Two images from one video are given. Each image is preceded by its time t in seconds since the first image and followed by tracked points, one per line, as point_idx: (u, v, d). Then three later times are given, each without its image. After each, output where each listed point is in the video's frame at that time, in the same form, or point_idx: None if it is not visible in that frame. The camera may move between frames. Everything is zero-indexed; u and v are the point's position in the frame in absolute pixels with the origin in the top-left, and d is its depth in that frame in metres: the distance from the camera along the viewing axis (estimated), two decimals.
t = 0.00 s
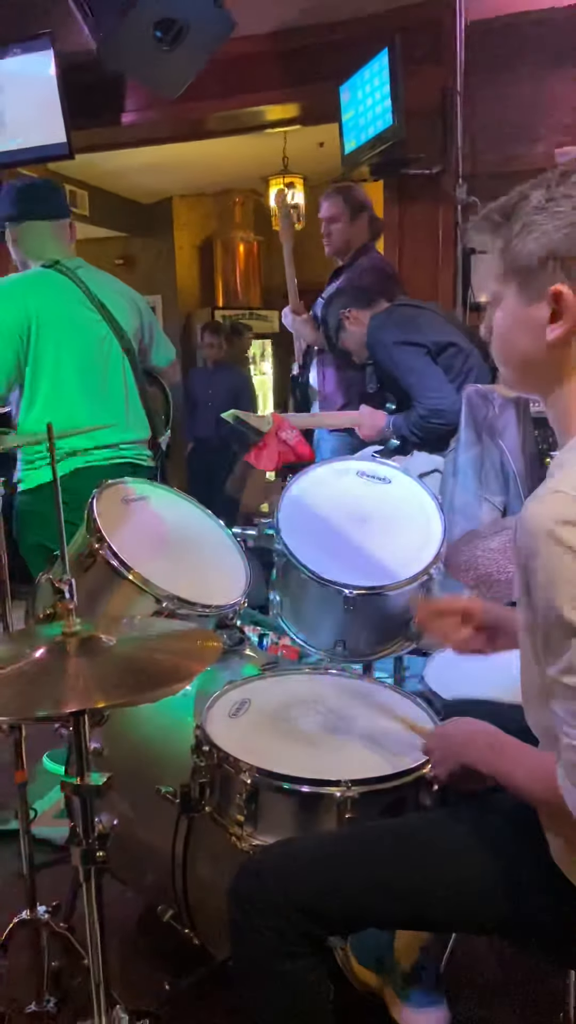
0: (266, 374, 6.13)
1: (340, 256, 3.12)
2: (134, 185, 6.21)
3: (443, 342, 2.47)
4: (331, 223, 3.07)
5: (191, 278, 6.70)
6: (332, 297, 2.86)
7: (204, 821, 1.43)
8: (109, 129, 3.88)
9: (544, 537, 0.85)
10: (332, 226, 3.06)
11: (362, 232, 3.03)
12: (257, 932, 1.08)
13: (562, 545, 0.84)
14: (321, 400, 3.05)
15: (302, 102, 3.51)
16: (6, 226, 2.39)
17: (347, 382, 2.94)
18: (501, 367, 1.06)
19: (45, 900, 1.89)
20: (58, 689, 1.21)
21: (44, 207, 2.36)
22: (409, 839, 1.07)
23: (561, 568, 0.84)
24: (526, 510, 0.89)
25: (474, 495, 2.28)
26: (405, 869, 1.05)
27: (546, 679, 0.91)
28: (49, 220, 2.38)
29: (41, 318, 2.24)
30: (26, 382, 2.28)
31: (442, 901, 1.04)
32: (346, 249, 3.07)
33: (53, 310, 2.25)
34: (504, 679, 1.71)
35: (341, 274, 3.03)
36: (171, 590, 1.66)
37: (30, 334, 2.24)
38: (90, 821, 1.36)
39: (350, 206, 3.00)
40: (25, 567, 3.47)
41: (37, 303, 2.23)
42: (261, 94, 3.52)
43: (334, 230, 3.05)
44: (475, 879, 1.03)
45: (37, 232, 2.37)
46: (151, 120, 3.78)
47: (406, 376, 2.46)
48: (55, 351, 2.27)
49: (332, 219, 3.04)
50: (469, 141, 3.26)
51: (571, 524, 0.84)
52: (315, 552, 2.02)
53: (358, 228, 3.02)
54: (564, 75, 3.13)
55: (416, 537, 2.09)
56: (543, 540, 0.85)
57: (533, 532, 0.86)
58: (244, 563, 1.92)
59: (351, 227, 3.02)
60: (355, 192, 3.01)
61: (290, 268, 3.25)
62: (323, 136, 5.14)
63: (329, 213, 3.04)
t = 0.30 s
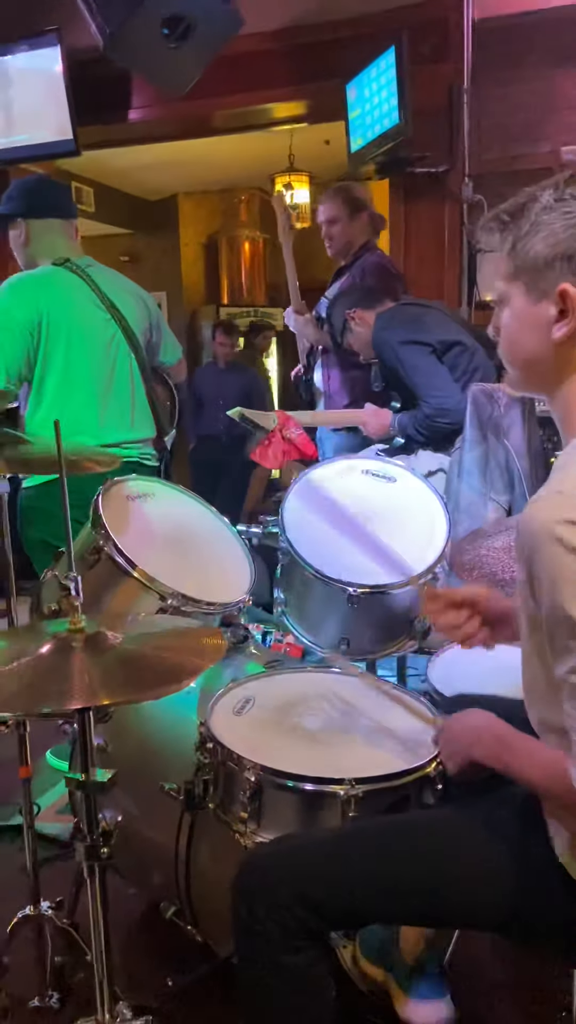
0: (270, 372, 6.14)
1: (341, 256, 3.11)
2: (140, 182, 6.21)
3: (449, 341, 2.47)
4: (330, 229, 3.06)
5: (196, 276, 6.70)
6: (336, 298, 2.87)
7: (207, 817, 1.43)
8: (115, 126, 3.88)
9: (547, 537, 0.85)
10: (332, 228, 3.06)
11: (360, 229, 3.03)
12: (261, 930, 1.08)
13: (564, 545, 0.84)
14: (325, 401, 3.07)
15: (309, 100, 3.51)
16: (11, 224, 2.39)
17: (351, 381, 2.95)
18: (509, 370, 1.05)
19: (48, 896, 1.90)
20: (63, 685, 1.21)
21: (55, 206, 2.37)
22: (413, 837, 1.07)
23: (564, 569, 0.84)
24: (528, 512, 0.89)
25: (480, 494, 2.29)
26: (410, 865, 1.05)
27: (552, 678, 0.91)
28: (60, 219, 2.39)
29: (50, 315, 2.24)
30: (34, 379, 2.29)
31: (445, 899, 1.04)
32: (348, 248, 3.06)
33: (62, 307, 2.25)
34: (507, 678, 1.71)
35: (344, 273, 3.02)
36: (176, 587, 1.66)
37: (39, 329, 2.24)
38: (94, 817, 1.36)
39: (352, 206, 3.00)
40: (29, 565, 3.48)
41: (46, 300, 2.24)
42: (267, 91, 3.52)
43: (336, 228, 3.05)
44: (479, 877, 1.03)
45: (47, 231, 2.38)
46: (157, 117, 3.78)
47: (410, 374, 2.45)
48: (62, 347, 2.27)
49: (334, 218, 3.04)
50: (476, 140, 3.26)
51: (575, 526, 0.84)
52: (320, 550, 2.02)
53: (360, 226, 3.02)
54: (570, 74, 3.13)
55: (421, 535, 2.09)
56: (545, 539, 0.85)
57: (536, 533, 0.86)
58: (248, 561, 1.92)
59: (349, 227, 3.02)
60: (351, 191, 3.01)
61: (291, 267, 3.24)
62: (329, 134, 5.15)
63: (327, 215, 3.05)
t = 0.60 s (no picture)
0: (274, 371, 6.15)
1: (345, 254, 3.11)
2: (145, 181, 6.22)
3: (452, 341, 2.47)
4: (336, 221, 3.06)
5: (201, 275, 6.71)
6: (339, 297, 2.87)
7: (209, 814, 1.44)
8: (121, 124, 3.89)
9: (560, 530, 0.86)
10: (337, 223, 3.06)
11: (365, 229, 3.03)
12: (263, 927, 1.08)
13: None
14: (328, 400, 3.07)
15: (314, 98, 3.51)
16: (23, 215, 2.38)
17: (355, 380, 2.95)
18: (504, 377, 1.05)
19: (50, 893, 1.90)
20: (66, 681, 1.22)
21: (68, 205, 2.38)
22: (414, 836, 1.07)
23: None
24: (540, 501, 0.90)
25: (482, 494, 2.30)
26: (411, 863, 1.05)
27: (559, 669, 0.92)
28: (71, 218, 2.41)
29: (56, 313, 2.25)
30: (39, 376, 2.28)
31: (446, 898, 1.04)
32: (352, 246, 3.06)
33: (67, 305, 2.26)
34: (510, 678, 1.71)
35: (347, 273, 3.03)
36: (179, 585, 1.66)
37: (45, 328, 2.25)
38: (96, 814, 1.36)
39: (356, 205, 3.00)
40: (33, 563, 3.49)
41: (52, 298, 2.24)
42: (272, 90, 3.52)
43: (340, 227, 3.05)
44: (480, 876, 1.04)
45: (56, 228, 2.39)
46: (162, 116, 3.79)
47: (415, 373, 2.46)
48: (68, 344, 2.27)
49: (337, 217, 3.03)
50: (481, 140, 3.26)
51: None
52: (322, 549, 2.02)
53: (363, 225, 3.02)
54: None
55: (425, 535, 2.09)
56: (559, 533, 0.86)
57: (548, 526, 0.87)
58: (252, 560, 1.92)
59: (356, 224, 3.02)
60: (356, 189, 3.01)
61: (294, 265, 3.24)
62: (334, 133, 5.14)
63: (333, 211, 3.04)
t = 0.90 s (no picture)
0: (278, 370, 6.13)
1: (348, 254, 3.11)
2: (150, 181, 6.23)
3: (456, 343, 2.47)
4: (339, 225, 3.05)
5: (204, 275, 6.71)
6: (343, 297, 2.87)
7: (211, 814, 1.44)
8: (125, 125, 3.89)
9: (555, 532, 0.85)
10: (340, 226, 3.05)
11: (369, 230, 3.03)
12: (266, 928, 1.08)
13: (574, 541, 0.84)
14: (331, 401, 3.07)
15: (319, 98, 3.51)
16: (23, 225, 2.40)
17: (356, 380, 2.96)
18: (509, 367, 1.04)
19: (50, 892, 1.90)
20: (69, 680, 1.22)
21: (73, 206, 2.38)
22: (416, 837, 1.07)
23: None
24: (540, 504, 0.90)
25: (485, 494, 2.28)
26: (414, 864, 1.05)
27: (560, 672, 0.91)
28: (74, 218, 2.40)
29: (63, 313, 2.25)
30: (46, 376, 2.28)
31: (448, 899, 1.04)
32: (356, 247, 3.06)
33: (73, 305, 2.26)
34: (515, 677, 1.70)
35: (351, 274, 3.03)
36: (182, 585, 1.66)
37: (51, 328, 2.25)
38: (98, 813, 1.36)
39: (360, 204, 3.00)
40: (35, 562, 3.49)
41: (59, 298, 2.24)
42: (277, 90, 3.52)
43: (343, 228, 3.04)
44: (482, 875, 1.04)
45: (61, 229, 2.39)
46: (167, 115, 3.79)
47: (418, 374, 2.45)
48: (74, 344, 2.27)
49: (340, 217, 3.03)
50: (485, 139, 3.26)
51: None
52: (325, 549, 2.03)
53: (367, 226, 3.03)
54: None
55: (428, 536, 2.10)
56: (558, 534, 0.85)
57: (545, 528, 0.87)
58: (255, 560, 1.92)
59: (358, 226, 3.02)
60: (360, 189, 3.01)
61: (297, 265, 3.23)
62: (339, 134, 5.15)
63: (335, 213, 3.04)
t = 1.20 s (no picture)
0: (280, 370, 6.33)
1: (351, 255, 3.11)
2: (153, 181, 6.24)
3: (463, 349, 2.48)
4: (344, 223, 3.06)
5: (207, 275, 6.72)
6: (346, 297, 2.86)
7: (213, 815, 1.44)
8: (128, 125, 3.89)
9: (557, 537, 0.86)
10: (345, 226, 3.05)
11: (376, 230, 3.03)
12: (268, 928, 1.08)
13: None
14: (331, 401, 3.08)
15: (322, 99, 3.51)
16: (39, 214, 2.38)
17: (358, 381, 2.96)
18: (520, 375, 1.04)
19: (52, 891, 1.91)
20: (72, 679, 1.22)
21: (80, 206, 2.38)
22: (417, 838, 1.07)
23: None
24: (543, 507, 0.90)
25: (488, 496, 2.29)
26: (415, 865, 1.05)
27: (564, 678, 0.91)
28: (81, 218, 2.40)
29: (66, 313, 2.26)
30: (47, 375, 2.30)
31: (450, 899, 1.04)
32: (359, 248, 3.07)
33: (76, 305, 2.26)
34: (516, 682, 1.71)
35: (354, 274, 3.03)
36: (185, 585, 1.67)
37: (53, 327, 2.26)
38: (100, 813, 1.36)
39: (363, 205, 3.00)
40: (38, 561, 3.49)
41: (62, 298, 2.25)
42: (280, 91, 3.52)
43: (348, 227, 3.04)
44: (485, 876, 1.04)
45: (68, 228, 2.39)
46: (170, 116, 3.79)
47: (424, 384, 2.45)
48: (76, 344, 2.27)
49: (346, 217, 3.03)
50: (489, 140, 3.26)
51: None
52: (328, 550, 2.03)
53: (371, 227, 3.03)
54: None
55: (430, 537, 2.10)
56: (561, 537, 0.86)
57: (549, 532, 0.87)
58: (257, 560, 1.92)
59: (365, 226, 3.03)
60: (364, 190, 3.01)
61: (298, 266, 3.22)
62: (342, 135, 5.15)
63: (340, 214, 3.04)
